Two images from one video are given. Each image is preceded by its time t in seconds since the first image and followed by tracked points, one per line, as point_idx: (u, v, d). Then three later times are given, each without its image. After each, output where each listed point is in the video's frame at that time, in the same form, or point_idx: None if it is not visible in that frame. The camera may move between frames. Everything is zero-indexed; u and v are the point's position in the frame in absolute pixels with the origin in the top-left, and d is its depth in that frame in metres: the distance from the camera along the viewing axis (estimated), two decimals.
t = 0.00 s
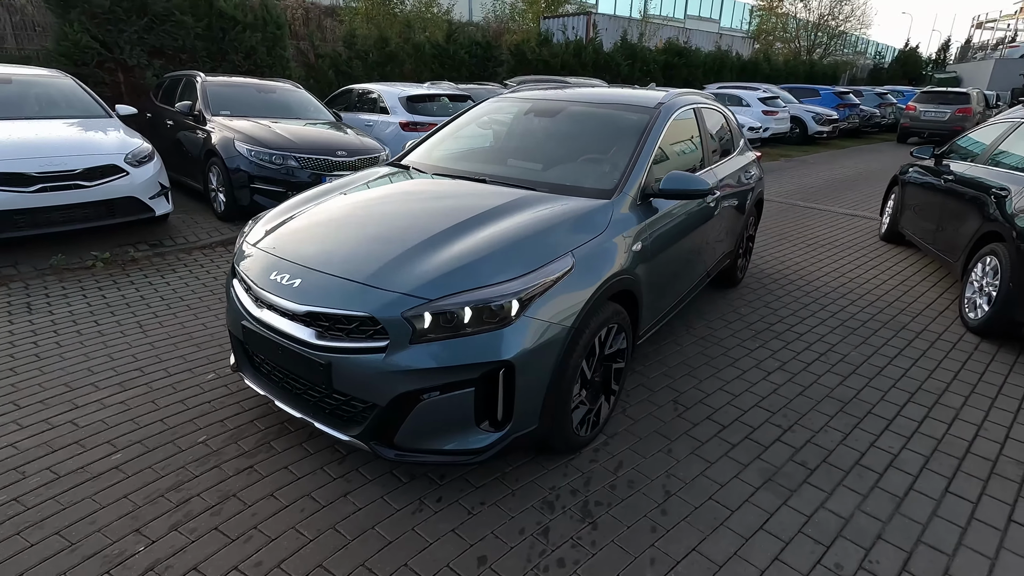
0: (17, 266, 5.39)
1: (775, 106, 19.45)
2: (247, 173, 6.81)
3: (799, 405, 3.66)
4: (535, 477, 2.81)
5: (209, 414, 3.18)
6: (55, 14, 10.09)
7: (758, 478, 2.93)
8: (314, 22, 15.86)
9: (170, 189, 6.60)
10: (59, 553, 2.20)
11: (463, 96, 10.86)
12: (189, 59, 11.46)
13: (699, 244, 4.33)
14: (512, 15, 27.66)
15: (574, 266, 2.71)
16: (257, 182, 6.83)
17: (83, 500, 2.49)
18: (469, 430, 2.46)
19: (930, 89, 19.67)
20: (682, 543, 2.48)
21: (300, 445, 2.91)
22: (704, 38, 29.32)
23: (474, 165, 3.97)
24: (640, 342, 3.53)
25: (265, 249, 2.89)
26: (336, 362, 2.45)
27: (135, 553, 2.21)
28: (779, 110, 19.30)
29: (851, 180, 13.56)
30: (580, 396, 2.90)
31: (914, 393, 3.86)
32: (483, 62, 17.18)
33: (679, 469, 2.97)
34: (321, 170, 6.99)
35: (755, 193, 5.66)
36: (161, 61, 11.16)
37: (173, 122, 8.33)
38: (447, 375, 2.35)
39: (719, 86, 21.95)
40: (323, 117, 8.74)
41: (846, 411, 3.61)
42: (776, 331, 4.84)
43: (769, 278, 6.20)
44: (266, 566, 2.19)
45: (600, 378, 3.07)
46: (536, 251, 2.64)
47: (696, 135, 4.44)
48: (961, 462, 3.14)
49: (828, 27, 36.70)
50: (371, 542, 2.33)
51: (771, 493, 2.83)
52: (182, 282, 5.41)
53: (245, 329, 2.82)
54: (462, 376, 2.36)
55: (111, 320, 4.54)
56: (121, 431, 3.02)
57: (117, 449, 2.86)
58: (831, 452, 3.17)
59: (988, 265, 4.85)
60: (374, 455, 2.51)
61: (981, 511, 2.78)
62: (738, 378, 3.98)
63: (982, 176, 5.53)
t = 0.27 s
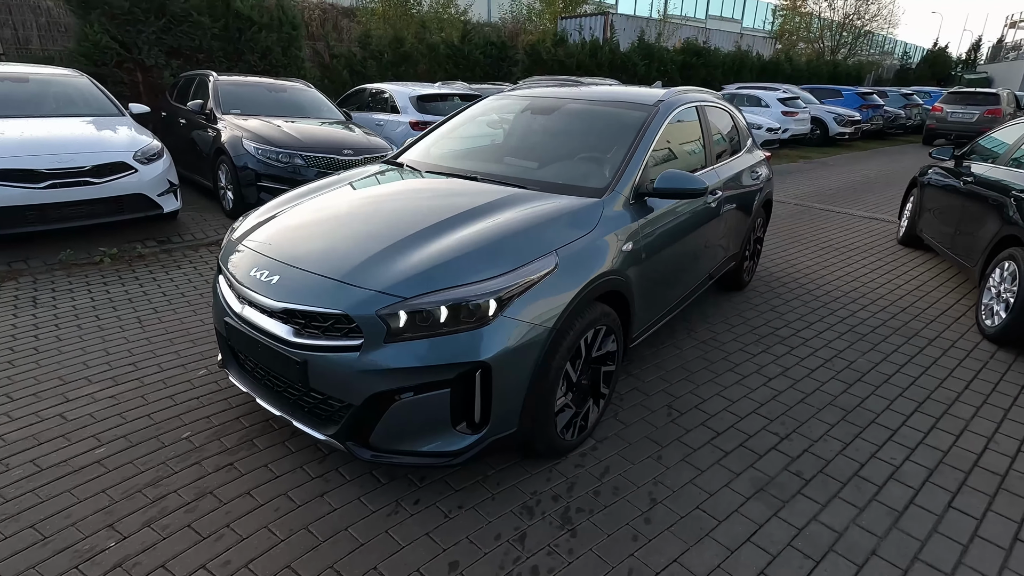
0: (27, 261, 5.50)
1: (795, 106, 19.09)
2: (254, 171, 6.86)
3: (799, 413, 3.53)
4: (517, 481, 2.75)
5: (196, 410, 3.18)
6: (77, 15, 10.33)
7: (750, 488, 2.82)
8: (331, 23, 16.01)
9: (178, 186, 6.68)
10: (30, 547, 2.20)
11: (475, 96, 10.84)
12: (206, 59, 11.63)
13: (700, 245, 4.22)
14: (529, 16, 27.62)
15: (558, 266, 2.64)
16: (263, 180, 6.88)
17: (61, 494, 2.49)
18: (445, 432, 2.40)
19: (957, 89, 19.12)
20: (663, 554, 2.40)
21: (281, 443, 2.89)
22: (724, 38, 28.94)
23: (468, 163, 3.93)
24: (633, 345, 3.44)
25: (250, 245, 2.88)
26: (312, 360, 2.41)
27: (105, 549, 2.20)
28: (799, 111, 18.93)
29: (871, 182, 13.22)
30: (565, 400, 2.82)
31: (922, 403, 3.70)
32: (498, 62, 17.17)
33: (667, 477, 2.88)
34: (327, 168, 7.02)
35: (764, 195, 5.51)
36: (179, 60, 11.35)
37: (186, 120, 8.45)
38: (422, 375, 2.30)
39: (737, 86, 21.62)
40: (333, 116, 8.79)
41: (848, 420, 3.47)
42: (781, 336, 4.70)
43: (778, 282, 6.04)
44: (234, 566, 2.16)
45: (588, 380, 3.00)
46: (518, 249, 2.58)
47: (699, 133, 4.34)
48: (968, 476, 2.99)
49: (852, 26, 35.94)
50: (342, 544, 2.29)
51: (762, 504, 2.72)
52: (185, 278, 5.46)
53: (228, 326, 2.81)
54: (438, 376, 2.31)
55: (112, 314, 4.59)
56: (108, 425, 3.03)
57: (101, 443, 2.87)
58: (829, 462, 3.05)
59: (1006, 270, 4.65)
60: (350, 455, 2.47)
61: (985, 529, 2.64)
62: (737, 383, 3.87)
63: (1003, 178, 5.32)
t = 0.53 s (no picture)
0: (43, 259, 5.65)
1: (820, 110, 18.67)
2: (264, 172, 6.95)
3: (797, 428, 3.42)
4: (497, 491, 2.70)
5: (185, 410, 3.21)
6: (104, 20, 10.64)
7: (738, 506, 2.73)
8: (352, 26, 16.20)
9: (191, 187, 6.80)
10: (7, 543, 2.24)
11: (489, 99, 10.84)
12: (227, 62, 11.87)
13: (700, 253, 4.13)
14: (551, 19, 27.60)
15: (539, 274, 2.60)
16: (273, 182, 6.95)
17: (44, 491, 2.53)
18: (420, 440, 2.37)
19: (991, 93, 18.47)
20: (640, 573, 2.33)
21: (265, 446, 2.89)
22: (748, 41, 28.50)
23: (464, 168, 3.91)
24: (625, 354, 3.37)
25: (238, 249, 2.89)
26: (289, 365, 2.41)
27: (79, 548, 2.22)
28: (823, 115, 18.52)
29: (897, 189, 12.84)
30: (548, 410, 2.77)
31: (930, 421, 3.55)
32: (516, 66, 17.15)
33: (653, 492, 2.81)
34: (336, 170, 7.08)
35: (773, 201, 5.38)
36: (201, 64, 11.59)
37: (204, 122, 8.61)
38: (396, 383, 2.28)
39: (761, 90, 21.25)
40: (346, 119, 8.87)
41: (848, 437, 3.34)
42: (786, 347, 4.57)
43: (788, 290, 5.89)
44: (202, 570, 2.16)
45: (574, 390, 2.94)
46: (499, 255, 2.54)
47: (702, 139, 4.24)
48: (972, 500, 2.86)
49: (883, 29, 35.05)
50: (312, 551, 2.28)
51: (749, 523, 2.63)
52: (192, 278, 5.54)
53: (214, 328, 2.83)
54: (411, 384, 2.28)
55: (118, 312, 4.68)
56: (98, 423, 3.08)
57: (90, 441, 2.91)
58: (824, 481, 2.94)
59: None
60: (326, 461, 2.46)
61: (986, 557, 2.51)
62: (736, 396, 3.76)
63: None
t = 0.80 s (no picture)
0: (55, 257, 5.77)
1: (838, 113, 18.35)
2: (272, 173, 7.02)
3: (794, 438, 3.34)
4: (481, 497, 2.68)
5: (179, 409, 3.24)
6: (124, 23, 10.86)
7: (726, 517, 2.67)
8: (366, 28, 16.34)
9: (201, 187, 6.90)
10: None
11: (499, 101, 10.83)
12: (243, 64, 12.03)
13: (700, 257, 4.06)
14: (566, 20, 27.54)
15: (524, 278, 2.56)
16: (281, 182, 7.02)
17: (34, 486, 2.57)
18: (401, 444, 2.36)
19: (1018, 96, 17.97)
20: None
21: (252, 446, 2.90)
22: (766, 43, 28.14)
23: (460, 170, 3.90)
24: (617, 360, 3.32)
25: (229, 249, 2.91)
26: (272, 366, 2.41)
27: (61, 544, 2.25)
28: (842, 118, 18.19)
29: (915, 194, 12.56)
30: (534, 415, 2.74)
31: (934, 434, 3.44)
32: (529, 67, 17.13)
33: (640, 500, 2.76)
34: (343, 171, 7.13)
35: (781, 206, 5.27)
36: (217, 65, 11.77)
37: (216, 123, 8.74)
38: (375, 386, 2.27)
39: (778, 92, 20.97)
40: (356, 120, 8.93)
41: (847, 449, 3.25)
42: (789, 354, 4.47)
43: (795, 297, 5.77)
44: (180, 569, 2.17)
45: (563, 396, 2.91)
46: (484, 258, 2.52)
47: (703, 142, 4.17)
48: (973, 517, 2.76)
49: (907, 30, 34.32)
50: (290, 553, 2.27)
51: (737, 536, 2.57)
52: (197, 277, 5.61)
53: (203, 328, 2.85)
54: (390, 388, 2.27)
55: (122, 310, 4.75)
56: (93, 420, 3.12)
57: (83, 437, 2.95)
58: (818, 494, 2.86)
59: None
60: (308, 464, 2.45)
61: None
62: (733, 404, 3.69)
63: None
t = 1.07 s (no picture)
0: (55, 255, 5.84)
1: (849, 114, 18.13)
2: (272, 172, 7.06)
3: (782, 442, 3.27)
4: (457, 497, 2.65)
5: (162, 405, 3.25)
6: (132, 24, 10.99)
7: (706, 521, 2.63)
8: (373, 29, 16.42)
9: (202, 186, 6.95)
10: None
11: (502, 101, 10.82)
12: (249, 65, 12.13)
13: (692, 258, 3.99)
14: (575, 21, 27.49)
15: (501, 276, 2.53)
16: (280, 182, 7.06)
17: (12, 481, 2.58)
18: (373, 443, 2.34)
19: None
20: None
21: (232, 443, 2.90)
22: (777, 44, 27.91)
23: (448, 169, 3.88)
24: (601, 361, 3.28)
25: (210, 247, 2.91)
26: (245, 363, 2.40)
27: (32, 539, 2.25)
28: (852, 119, 17.98)
29: (925, 196, 12.36)
30: (512, 415, 2.71)
31: (928, 439, 3.36)
32: (536, 68, 17.11)
33: (619, 503, 2.72)
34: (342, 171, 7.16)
35: (779, 206, 5.20)
36: (224, 66, 11.88)
37: (220, 123, 8.81)
38: (346, 384, 2.25)
39: (788, 93, 20.77)
40: (357, 120, 8.97)
41: (837, 453, 3.18)
42: (784, 357, 4.40)
43: (794, 299, 5.69)
44: (148, 565, 2.16)
45: (543, 396, 2.87)
46: (460, 256, 2.50)
47: (696, 141, 4.11)
48: (962, 525, 2.68)
49: (922, 30, 33.86)
50: (260, 550, 2.27)
51: (716, 541, 2.52)
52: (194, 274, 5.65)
53: (183, 325, 2.85)
54: (360, 386, 2.25)
55: (117, 307, 4.79)
56: (77, 415, 3.14)
57: (65, 433, 2.97)
58: (803, 499, 2.80)
59: None
60: (281, 461, 2.45)
61: None
62: (722, 406, 3.63)
63: None
